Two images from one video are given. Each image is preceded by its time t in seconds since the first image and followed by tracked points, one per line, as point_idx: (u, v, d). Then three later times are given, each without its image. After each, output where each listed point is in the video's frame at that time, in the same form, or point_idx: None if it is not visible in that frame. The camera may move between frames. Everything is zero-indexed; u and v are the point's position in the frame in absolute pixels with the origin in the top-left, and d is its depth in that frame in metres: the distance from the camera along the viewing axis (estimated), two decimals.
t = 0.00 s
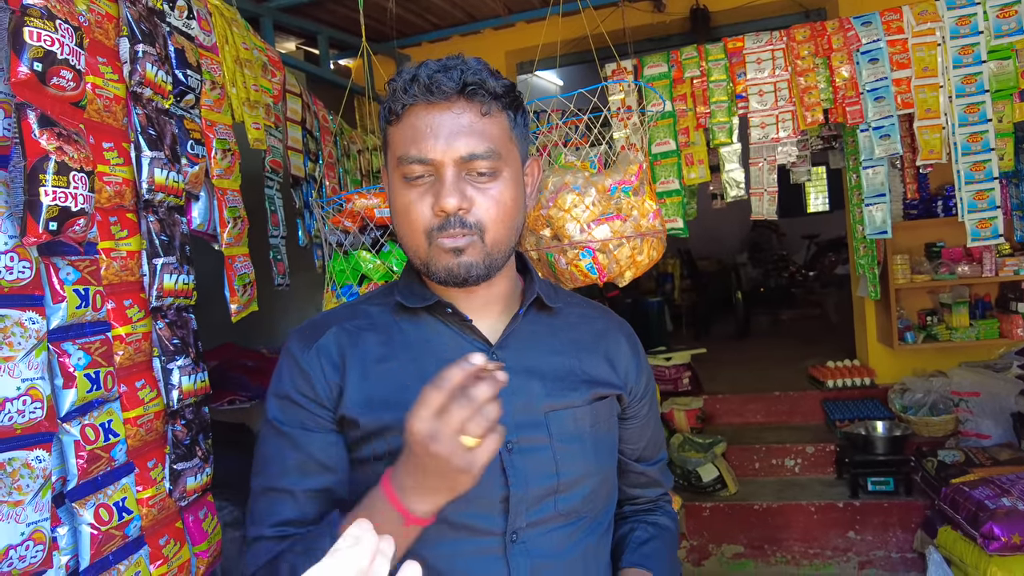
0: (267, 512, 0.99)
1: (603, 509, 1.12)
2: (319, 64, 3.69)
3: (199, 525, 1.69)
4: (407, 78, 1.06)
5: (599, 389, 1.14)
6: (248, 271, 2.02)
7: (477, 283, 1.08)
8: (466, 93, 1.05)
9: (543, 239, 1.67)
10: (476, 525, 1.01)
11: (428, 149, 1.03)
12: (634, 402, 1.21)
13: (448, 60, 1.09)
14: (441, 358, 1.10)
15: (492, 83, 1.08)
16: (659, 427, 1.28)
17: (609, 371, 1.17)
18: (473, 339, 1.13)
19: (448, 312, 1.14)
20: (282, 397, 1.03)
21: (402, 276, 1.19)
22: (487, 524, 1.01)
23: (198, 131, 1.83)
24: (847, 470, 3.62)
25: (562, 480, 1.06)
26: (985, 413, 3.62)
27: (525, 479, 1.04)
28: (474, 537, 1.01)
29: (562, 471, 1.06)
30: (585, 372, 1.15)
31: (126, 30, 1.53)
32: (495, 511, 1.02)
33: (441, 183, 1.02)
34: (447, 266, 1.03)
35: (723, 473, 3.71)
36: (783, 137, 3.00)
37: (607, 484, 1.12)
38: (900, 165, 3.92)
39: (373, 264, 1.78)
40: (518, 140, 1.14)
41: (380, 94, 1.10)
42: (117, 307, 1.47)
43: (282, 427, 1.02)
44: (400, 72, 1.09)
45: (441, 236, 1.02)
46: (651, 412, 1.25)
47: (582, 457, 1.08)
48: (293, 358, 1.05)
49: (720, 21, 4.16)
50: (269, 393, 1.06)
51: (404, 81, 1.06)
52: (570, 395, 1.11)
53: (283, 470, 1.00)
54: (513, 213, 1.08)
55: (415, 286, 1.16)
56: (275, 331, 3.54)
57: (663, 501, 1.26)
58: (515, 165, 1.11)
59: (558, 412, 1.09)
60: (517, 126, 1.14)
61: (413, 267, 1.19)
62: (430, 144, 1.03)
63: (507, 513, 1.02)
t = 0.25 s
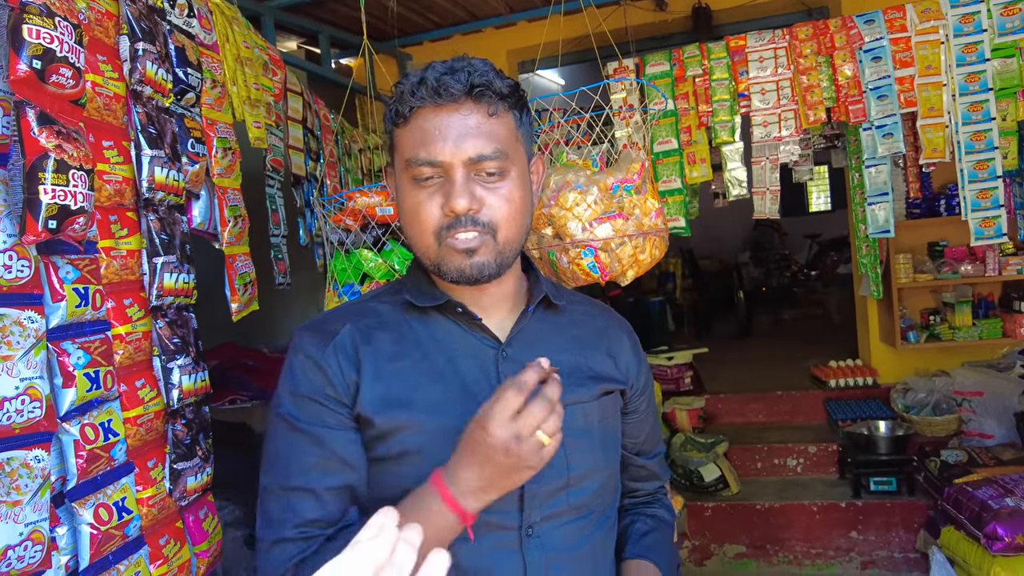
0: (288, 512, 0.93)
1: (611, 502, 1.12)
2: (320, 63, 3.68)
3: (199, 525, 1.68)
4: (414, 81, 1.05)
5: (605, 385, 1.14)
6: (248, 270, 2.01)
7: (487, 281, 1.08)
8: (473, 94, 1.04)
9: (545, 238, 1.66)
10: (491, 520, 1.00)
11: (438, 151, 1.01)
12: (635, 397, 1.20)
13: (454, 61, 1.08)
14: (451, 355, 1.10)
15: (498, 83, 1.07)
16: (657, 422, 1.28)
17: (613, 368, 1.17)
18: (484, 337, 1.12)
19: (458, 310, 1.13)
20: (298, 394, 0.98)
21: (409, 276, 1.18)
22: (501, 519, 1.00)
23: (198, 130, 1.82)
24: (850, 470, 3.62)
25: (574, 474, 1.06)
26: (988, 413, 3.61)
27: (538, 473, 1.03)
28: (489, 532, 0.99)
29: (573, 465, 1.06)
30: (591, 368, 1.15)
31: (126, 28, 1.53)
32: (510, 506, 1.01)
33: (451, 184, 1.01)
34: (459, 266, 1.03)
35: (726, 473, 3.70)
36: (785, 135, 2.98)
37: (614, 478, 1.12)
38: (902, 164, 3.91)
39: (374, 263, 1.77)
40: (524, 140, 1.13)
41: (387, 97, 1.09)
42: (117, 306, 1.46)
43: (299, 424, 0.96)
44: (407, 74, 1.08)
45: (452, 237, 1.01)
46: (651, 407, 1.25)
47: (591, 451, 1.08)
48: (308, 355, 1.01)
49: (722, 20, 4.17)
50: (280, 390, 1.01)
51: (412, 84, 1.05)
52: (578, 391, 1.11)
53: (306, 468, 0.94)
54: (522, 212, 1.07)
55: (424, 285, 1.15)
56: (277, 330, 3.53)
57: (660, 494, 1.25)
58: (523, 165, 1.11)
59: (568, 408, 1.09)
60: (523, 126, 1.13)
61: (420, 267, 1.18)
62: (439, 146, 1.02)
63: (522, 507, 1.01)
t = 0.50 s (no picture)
0: (295, 511, 0.93)
1: (611, 498, 1.12)
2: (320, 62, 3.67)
3: (196, 526, 1.67)
4: (429, 80, 1.04)
5: (606, 382, 1.14)
6: (246, 270, 2.00)
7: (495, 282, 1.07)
8: (488, 95, 1.03)
9: (544, 237, 1.66)
10: (498, 515, 0.99)
11: (452, 151, 1.01)
12: (635, 394, 1.20)
13: (469, 62, 1.07)
14: (454, 354, 1.09)
15: (513, 85, 1.06)
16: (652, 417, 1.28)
17: (614, 366, 1.17)
18: (487, 336, 1.12)
19: (463, 310, 1.12)
20: (304, 394, 0.97)
21: (412, 275, 1.17)
22: (506, 515, 0.99)
23: (195, 129, 1.81)
24: (851, 470, 3.61)
25: (577, 470, 1.05)
26: (989, 413, 3.58)
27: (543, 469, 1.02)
28: (495, 527, 0.99)
29: (576, 461, 1.05)
30: (592, 367, 1.15)
31: (122, 27, 1.52)
32: (516, 502, 1.00)
33: (464, 184, 1.00)
34: (470, 267, 1.02)
35: (726, 473, 3.70)
36: (786, 135, 2.97)
37: (614, 474, 1.12)
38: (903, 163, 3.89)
39: (372, 263, 1.76)
40: (535, 143, 1.13)
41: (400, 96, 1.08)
42: (113, 306, 1.45)
43: (308, 424, 0.95)
44: (421, 74, 1.07)
45: (464, 236, 1.00)
46: (648, 404, 1.25)
47: (593, 447, 1.08)
48: (314, 354, 0.99)
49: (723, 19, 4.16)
50: (286, 390, 0.99)
51: (427, 83, 1.04)
52: (580, 388, 1.10)
53: (315, 468, 0.94)
54: (532, 213, 1.07)
55: (428, 285, 1.14)
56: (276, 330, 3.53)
57: (655, 488, 1.25)
58: (533, 167, 1.10)
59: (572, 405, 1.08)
60: (533, 128, 1.12)
61: (424, 265, 1.17)
62: (454, 146, 1.01)
63: (527, 503, 1.01)
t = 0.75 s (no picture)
0: (285, 511, 0.93)
1: (602, 501, 1.10)
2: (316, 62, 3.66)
3: (186, 528, 1.66)
4: (424, 79, 1.04)
5: (598, 386, 1.12)
6: (238, 271, 1.99)
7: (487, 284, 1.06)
8: (483, 95, 1.03)
9: (535, 238, 1.64)
10: (486, 518, 0.98)
11: (446, 149, 1.00)
12: (628, 397, 1.19)
13: (465, 63, 1.07)
14: (446, 356, 1.08)
15: (508, 87, 1.06)
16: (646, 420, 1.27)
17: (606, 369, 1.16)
18: (479, 338, 1.10)
19: (454, 312, 1.10)
20: (295, 395, 0.97)
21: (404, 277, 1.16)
22: (495, 518, 0.98)
23: (186, 130, 1.80)
24: (848, 470, 3.60)
25: (567, 473, 1.04)
26: (986, 413, 3.58)
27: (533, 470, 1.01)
28: (483, 530, 0.97)
29: (566, 464, 1.04)
30: (584, 369, 1.13)
31: (109, 27, 1.51)
32: (505, 504, 0.99)
33: (457, 182, 0.99)
34: (462, 267, 1.00)
35: (723, 473, 3.68)
36: (782, 134, 2.96)
37: (606, 477, 1.11)
38: (901, 162, 3.88)
39: (363, 264, 1.75)
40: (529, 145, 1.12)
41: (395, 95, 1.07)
42: (100, 308, 1.44)
43: (298, 425, 0.95)
44: (417, 73, 1.06)
45: (455, 235, 0.99)
46: (641, 407, 1.24)
47: (584, 450, 1.07)
48: (305, 355, 0.99)
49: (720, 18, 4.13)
50: (278, 391, 0.99)
51: (422, 82, 1.03)
52: (572, 391, 1.09)
53: (303, 469, 0.94)
54: (526, 215, 1.06)
55: (421, 286, 1.13)
56: (272, 330, 3.52)
57: (649, 490, 1.25)
58: (527, 168, 1.09)
59: (561, 407, 1.07)
60: (528, 130, 1.12)
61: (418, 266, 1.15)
62: (447, 144, 1.00)
63: (516, 505, 0.99)
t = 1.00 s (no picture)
0: (276, 511, 0.92)
1: (599, 506, 1.09)
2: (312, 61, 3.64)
3: (179, 532, 1.65)
4: (419, 78, 1.03)
5: (595, 390, 1.10)
6: (231, 272, 1.98)
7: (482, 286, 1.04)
8: (478, 94, 1.01)
9: (531, 239, 1.63)
10: (476, 522, 0.96)
11: (440, 148, 0.99)
12: (628, 402, 1.17)
13: (461, 62, 1.06)
14: (440, 358, 1.06)
15: (504, 86, 1.05)
16: (649, 425, 1.24)
17: (605, 372, 1.14)
18: (474, 340, 1.09)
19: (448, 314, 1.09)
20: (289, 396, 0.95)
21: (401, 278, 1.15)
22: (486, 524, 0.97)
23: (178, 129, 1.79)
24: (846, 471, 3.59)
25: (561, 478, 1.02)
26: (985, 413, 3.55)
27: (525, 476, 0.99)
28: (474, 535, 0.96)
29: (561, 468, 1.03)
30: (581, 372, 1.11)
31: (99, 26, 1.49)
32: (496, 509, 0.98)
33: (451, 182, 0.98)
34: (455, 269, 0.98)
35: (721, 474, 3.66)
36: (780, 133, 2.95)
37: (602, 481, 1.09)
38: (899, 162, 3.87)
39: (357, 265, 1.74)
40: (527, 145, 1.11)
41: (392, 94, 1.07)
42: (91, 310, 1.42)
43: (290, 426, 0.94)
44: (413, 72, 1.05)
45: (449, 234, 0.97)
46: (643, 411, 1.21)
47: (579, 454, 1.05)
48: (299, 356, 0.98)
49: (718, 17, 4.11)
50: (270, 392, 0.98)
51: (417, 81, 1.02)
52: (567, 395, 1.07)
53: (295, 469, 0.93)
54: (522, 216, 1.04)
55: (417, 287, 1.12)
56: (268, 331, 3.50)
57: (652, 497, 1.23)
58: (524, 168, 1.07)
59: (556, 411, 1.05)
60: (525, 131, 1.10)
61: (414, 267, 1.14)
62: (441, 143, 0.99)
63: (508, 510, 0.98)
